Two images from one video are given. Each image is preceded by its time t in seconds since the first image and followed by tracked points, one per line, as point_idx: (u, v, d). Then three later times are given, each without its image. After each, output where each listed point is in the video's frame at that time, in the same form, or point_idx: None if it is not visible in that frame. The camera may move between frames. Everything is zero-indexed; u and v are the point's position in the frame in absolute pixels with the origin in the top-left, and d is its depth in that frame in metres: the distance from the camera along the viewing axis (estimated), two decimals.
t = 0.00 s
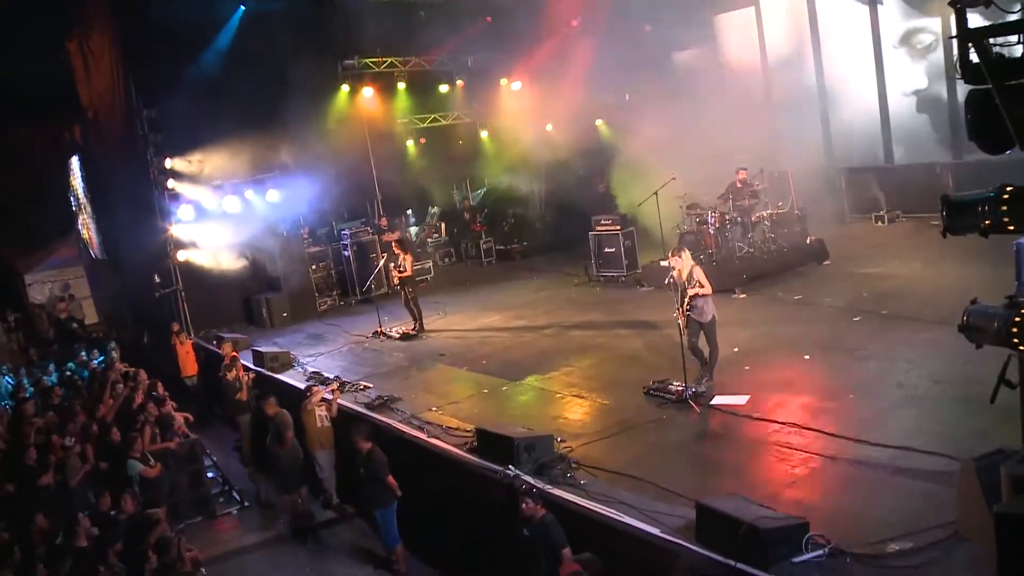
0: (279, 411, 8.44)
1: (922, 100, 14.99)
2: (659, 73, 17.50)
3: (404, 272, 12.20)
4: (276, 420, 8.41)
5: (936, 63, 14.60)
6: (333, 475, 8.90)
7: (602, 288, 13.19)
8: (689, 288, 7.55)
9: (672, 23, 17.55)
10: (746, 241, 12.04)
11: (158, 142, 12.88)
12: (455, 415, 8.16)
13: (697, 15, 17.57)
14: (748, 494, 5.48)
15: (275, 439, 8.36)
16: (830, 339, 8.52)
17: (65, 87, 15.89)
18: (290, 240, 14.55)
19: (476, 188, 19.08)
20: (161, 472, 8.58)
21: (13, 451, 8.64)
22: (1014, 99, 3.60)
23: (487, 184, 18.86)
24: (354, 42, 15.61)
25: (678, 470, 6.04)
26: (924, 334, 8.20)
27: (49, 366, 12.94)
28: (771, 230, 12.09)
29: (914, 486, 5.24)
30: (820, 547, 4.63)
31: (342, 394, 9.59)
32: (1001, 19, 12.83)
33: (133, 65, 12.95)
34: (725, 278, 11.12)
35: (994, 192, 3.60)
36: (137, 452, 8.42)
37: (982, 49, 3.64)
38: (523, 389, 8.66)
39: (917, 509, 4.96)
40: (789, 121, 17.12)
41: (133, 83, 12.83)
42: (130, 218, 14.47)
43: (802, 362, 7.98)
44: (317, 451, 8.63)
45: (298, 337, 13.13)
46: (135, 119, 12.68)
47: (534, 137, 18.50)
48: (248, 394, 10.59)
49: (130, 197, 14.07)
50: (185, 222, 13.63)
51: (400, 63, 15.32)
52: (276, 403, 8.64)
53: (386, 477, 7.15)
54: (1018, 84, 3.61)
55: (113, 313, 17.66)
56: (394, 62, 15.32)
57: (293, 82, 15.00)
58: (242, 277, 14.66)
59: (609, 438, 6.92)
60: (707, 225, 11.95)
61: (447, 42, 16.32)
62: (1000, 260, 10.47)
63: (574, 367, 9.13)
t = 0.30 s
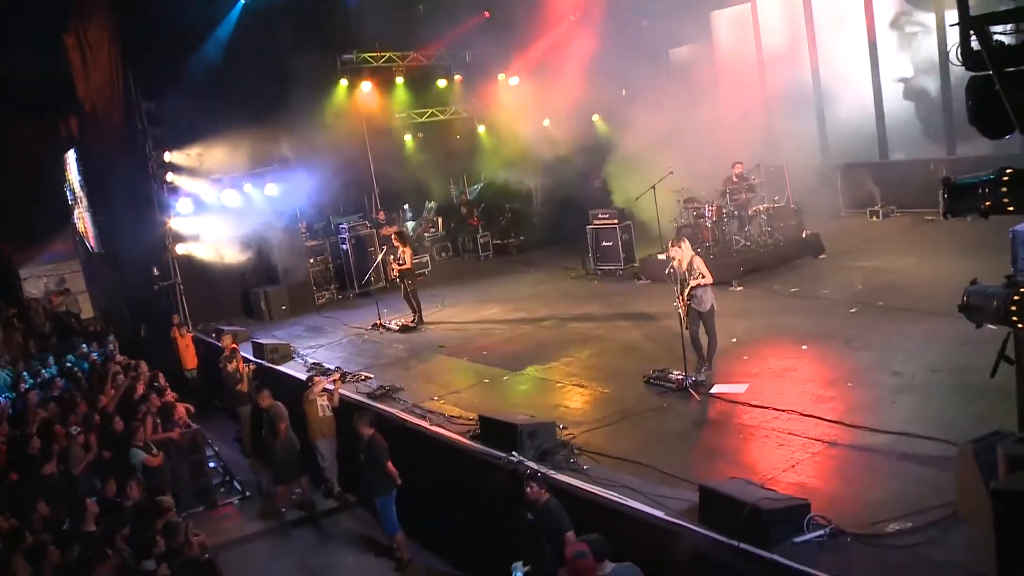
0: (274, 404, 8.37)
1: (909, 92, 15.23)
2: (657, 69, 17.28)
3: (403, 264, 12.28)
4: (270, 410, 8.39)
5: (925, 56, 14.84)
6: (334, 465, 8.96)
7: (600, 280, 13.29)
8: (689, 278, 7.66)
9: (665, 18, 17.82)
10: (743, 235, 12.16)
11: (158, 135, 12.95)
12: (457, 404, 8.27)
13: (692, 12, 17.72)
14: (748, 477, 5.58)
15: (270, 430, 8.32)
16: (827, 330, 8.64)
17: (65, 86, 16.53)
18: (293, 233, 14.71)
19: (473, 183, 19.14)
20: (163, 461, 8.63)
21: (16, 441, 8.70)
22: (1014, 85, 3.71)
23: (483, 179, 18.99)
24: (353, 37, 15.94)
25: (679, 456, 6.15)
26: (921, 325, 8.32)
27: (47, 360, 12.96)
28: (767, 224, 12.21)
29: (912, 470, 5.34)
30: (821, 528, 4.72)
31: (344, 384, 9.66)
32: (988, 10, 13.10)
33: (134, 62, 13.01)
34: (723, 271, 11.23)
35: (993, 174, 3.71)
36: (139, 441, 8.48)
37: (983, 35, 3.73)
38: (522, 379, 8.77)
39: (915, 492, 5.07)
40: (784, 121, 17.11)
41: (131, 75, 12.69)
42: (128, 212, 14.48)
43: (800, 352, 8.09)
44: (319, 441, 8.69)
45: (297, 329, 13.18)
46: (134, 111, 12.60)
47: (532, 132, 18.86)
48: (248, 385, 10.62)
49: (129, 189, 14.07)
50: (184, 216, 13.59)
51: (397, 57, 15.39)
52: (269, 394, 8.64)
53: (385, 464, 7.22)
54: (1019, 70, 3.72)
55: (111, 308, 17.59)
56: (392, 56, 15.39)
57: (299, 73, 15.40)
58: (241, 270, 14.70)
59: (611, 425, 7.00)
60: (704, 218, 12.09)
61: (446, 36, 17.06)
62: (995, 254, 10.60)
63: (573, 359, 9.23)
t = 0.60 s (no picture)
0: (261, 400, 8.52)
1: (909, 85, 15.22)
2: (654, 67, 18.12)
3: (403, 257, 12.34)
4: (258, 407, 8.52)
5: (922, 47, 14.94)
6: (336, 454, 9.05)
7: (597, 273, 13.40)
8: (689, 268, 7.77)
9: (666, 14, 18.15)
10: (740, 228, 12.27)
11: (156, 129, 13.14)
12: (458, 392, 8.38)
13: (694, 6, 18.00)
14: (749, 461, 5.70)
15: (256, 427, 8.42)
16: (823, 321, 8.77)
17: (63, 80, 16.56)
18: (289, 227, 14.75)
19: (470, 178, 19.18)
20: (165, 450, 8.69)
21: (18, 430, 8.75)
22: (1012, 72, 3.82)
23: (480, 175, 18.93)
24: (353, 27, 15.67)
25: (680, 441, 6.26)
26: (915, 316, 8.46)
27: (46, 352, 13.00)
28: (763, 218, 12.34)
29: (908, 454, 5.47)
30: (821, 509, 4.82)
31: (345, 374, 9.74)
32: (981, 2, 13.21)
33: (132, 55, 13.25)
34: (720, 263, 11.34)
35: (992, 158, 3.82)
36: (143, 430, 8.53)
37: (984, 23, 3.84)
38: (523, 368, 8.88)
39: (912, 473, 5.20)
40: (783, 116, 17.22)
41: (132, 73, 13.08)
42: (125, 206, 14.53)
43: (797, 342, 8.22)
44: (321, 430, 8.73)
45: (296, 322, 13.23)
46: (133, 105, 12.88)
47: (528, 128, 18.74)
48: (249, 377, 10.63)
49: (127, 182, 14.08)
50: (182, 209, 13.73)
51: (396, 52, 15.82)
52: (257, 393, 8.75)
53: (386, 451, 7.31)
54: (1017, 57, 3.83)
55: (106, 301, 17.62)
56: (391, 51, 15.82)
57: (301, 67, 15.24)
58: (240, 263, 14.74)
59: (611, 413, 7.10)
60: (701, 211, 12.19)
61: (444, 31, 16.74)
62: (988, 248, 10.76)
63: (573, 349, 9.33)
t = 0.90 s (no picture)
0: (253, 392, 8.60)
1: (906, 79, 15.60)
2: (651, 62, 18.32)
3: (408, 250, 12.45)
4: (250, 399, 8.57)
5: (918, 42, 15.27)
6: (342, 444, 9.12)
7: (600, 267, 13.50)
8: (693, 258, 7.87)
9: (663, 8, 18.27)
10: (741, 221, 12.38)
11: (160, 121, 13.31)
12: (465, 381, 8.51)
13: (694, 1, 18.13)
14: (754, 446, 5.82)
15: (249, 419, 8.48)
16: (825, 312, 8.88)
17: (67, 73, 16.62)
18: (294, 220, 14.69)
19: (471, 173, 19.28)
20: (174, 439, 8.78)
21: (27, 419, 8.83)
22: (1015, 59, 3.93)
23: (483, 169, 19.30)
24: (355, 27, 16.14)
25: (685, 427, 6.39)
26: (916, 307, 8.57)
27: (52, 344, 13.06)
28: (765, 211, 12.43)
29: (910, 439, 5.58)
30: (825, 490, 4.96)
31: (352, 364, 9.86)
32: None
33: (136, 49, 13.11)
34: (723, 256, 11.43)
35: (995, 143, 3.92)
36: (151, 419, 8.55)
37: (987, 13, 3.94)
38: (527, 358, 8.99)
39: (913, 457, 5.31)
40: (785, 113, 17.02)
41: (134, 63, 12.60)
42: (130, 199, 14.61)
43: (800, 332, 8.32)
44: (328, 420, 8.80)
45: (301, 315, 13.30)
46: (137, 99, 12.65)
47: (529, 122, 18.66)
48: (256, 368, 10.68)
49: (131, 175, 14.11)
50: (188, 202, 13.92)
51: (400, 47, 15.61)
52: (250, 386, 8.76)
53: (392, 439, 7.37)
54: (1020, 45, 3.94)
55: (110, 295, 17.56)
56: (394, 46, 15.59)
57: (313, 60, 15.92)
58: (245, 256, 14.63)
59: (618, 401, 7.21)
60: (703, 205, 12.35)
61: (449, 26, 17.12)
62: (988, 242, 10.86)
63: (578, 339, 9.43)
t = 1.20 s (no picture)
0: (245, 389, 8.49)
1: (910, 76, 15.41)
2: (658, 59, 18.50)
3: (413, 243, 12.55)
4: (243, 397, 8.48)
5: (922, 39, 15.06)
6: (350, 433, 9.22)
7: (604, 261, 13.60)
8: (696, 249, 7.98)
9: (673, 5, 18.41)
10: (743, 214, 12.48)
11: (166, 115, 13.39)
12: (471, 371, 8.62)
13: None
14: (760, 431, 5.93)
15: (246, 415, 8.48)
16: (827, 304, 8.99)
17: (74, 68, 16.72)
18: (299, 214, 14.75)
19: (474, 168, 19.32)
20: (183, 428, 8.87)
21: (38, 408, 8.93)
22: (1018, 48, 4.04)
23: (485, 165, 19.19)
24: (362, 27, 16.47)
25: (690, 413, 6.52)
26: (918, 299, 8.67)
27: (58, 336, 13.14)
28: (767, 206, 12.53)
29: (913, 425, 5.68)
30: (829, 473, 5.06)
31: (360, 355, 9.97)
32: None
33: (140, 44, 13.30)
34: (726, 250, 11.52)
35: (998, 129, 4.02)
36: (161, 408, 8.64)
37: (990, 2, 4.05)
38: (533, 348, 9.11)
39: (916, 441, 5.42)
40: (796, 112, 17.32)
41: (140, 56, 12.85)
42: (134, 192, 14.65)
43: (803, 323, 8.42)
44: (334, 410, 8.90)
45: (306, 307, 13.41)
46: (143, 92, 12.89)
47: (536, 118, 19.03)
48: (262, 359, 10.74)
49: (136, 169, 14.18)
50: (193, 195, 13.98)
51: (404, 41, 15.83)
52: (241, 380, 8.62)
53: (401, 428, 7.44)
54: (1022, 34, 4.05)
55: (113, 289, 17.52)
56: (398, 41, 15.82)
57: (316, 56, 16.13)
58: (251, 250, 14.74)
59: (624, 389, 7.31)
60: (706, 200, 12.56)
61: (453, 21, 17.41)
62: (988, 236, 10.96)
63: (583, 331, 9.53)
